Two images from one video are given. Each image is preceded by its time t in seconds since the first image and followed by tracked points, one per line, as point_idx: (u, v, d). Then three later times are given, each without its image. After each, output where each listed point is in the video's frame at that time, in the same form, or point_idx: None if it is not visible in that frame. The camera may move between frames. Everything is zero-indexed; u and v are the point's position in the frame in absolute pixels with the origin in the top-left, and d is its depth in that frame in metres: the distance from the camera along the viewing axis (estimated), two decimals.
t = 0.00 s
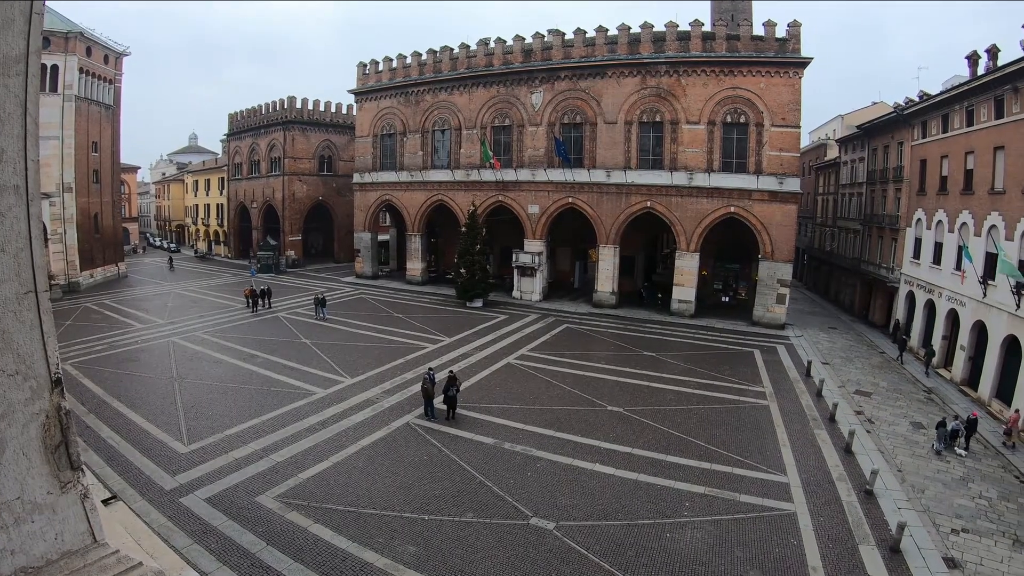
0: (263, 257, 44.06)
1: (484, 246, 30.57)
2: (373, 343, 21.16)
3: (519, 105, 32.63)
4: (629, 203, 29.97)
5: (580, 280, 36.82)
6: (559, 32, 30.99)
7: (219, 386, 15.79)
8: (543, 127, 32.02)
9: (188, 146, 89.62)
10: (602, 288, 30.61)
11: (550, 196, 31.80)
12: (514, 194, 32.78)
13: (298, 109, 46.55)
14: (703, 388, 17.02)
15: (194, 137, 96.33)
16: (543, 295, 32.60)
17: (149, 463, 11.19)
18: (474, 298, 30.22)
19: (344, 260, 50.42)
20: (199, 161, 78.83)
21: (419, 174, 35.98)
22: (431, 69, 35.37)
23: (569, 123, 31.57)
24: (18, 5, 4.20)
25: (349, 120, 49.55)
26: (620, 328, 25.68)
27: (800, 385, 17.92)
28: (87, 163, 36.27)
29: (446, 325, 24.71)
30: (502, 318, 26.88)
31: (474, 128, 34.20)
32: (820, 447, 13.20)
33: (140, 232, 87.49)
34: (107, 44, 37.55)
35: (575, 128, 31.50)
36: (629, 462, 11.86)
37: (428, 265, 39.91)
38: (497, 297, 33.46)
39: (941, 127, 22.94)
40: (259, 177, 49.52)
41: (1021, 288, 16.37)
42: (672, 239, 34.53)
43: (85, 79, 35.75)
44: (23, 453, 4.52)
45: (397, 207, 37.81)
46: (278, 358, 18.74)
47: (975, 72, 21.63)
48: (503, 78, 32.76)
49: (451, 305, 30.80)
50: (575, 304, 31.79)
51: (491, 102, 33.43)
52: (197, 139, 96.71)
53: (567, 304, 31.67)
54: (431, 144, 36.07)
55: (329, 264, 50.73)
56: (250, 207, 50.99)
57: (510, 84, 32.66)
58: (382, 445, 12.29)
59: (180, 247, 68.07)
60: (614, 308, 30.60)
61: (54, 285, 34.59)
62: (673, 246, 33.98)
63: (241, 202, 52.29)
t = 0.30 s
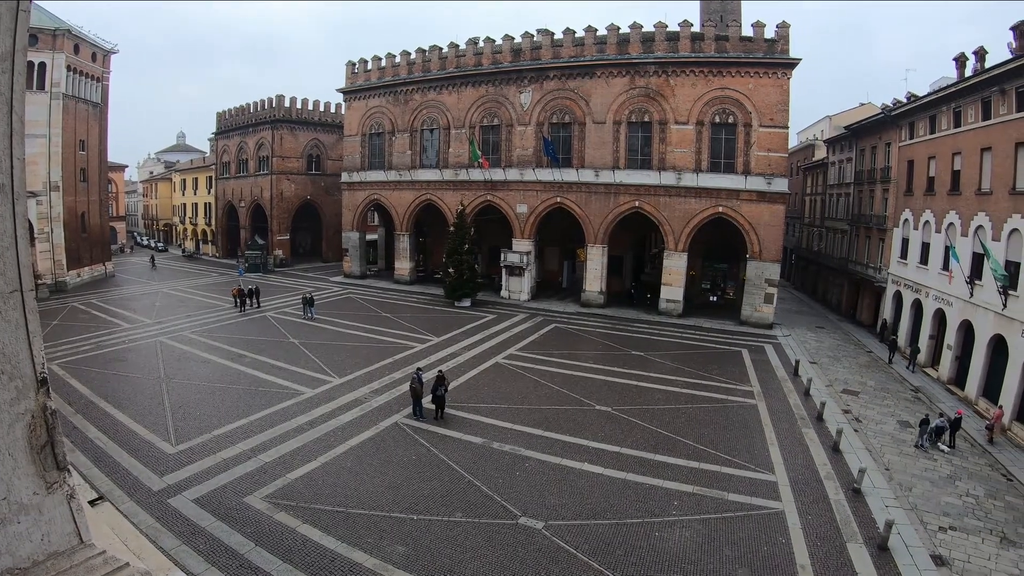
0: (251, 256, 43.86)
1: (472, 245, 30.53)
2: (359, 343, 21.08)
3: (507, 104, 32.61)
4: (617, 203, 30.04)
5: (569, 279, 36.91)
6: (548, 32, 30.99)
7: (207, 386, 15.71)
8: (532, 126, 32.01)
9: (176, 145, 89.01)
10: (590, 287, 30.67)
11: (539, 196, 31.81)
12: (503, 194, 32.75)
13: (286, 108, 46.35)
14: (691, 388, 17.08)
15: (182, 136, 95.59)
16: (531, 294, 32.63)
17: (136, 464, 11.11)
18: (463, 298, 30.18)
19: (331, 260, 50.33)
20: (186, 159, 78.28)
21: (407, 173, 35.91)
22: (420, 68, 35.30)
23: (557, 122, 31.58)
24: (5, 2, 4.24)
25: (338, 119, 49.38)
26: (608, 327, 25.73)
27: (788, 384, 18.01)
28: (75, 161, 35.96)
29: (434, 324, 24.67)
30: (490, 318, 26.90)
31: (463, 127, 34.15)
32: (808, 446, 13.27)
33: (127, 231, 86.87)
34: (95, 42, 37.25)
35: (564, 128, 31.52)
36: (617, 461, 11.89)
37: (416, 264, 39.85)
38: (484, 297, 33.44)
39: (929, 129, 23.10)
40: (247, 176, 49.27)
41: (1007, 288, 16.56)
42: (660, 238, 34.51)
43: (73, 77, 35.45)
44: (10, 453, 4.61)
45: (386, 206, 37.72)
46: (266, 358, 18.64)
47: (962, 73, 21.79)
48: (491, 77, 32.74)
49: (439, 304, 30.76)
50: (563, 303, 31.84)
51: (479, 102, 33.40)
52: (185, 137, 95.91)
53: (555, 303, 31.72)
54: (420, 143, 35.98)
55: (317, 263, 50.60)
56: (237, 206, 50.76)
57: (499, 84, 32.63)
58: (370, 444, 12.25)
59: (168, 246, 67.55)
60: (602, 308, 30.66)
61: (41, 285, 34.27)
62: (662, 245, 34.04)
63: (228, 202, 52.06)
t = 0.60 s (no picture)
0: (239, 255, 43.67)
1: (461, 244, 30.47)
2: (347, 343, 21.02)
3: (496, 103, 32.59)
4: (606, 202, 30.09)
5: (557, 279, 36.98)
6: (537, 31, 31.00)
7: (196, 386, 15.63)
8: (521, 126, 32.01)
9: (165, 143, 88.42)
10: (579, 286, 30.70)
11: (527, 195, 31.83)
12: (492, 193, 32.73)
13: (275, 106, 46.18)
14: (681, 386, 17.13)
15: (170, 135, 94.83)
16: (520, 293, 32.65)
17: (124, 464, 11.04)
18: (452, 297, 30.15)
19: (320, 259, 50.24)
20: (175, 157, 77.82)
21: (396, 172, 35.85)
22: (409, 67, 35.25)
23: (546, 122, 31.59)
24: None
25: (326, 118, 49.21)
26: (598, 326, 25.76)
27: (777, 383, 18.08)
28: (62, 160, 35.69)
29: (422, 324, 24.63)
30: (479, 316, 26.90)
31: (451, 126, 34.12)
32: (797, 444, 13.32)
33: (115, 231, 86.32)
34: (83, 39, 36.98)
35: (553, 127, 31.53)
36: (606, 460, 11.91)
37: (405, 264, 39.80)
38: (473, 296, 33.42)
39: (916, 129, 23.27)
40: (236, 175, 49.03)
41: (994, 288, 16.73)
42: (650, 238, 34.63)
43: (61, 75, 35.18)
44: None
45: (374, 205, 37.65)
46: (255, 358, 18.56)
47: (950, 75, 21.95)
48: (480, 76, 32.71)
49: (428, 303, 30.73)
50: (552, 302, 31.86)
51: (468, 101, 33.37)
52: (173, 135, 95.17)
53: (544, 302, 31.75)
54: (408, 142, 35.91)
55: (305, 262, 50.44)
56: (225, 205, 50.53)
57: (488, 83, 32.61)
58: (359, 444, 12.22)
59: (156, 246, 67.14)
60: (591, 307, 30.70)
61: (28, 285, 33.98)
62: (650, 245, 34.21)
63: (216, 201, 51.81)
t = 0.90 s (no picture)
0: (228, 256, 43.55)
1: (451, 244, 30.43)
2: (336, 343, 20.97)
3: (486, 104, 32.58)
4: (596, 202, 30.12)
5: (547, 279, 37.04)
6: (527, 31, 30.99)
7: (186, 387, 15.56)
8: (510, 126, 32.00)
9: (154, 143, 87.92)
10: (569, 286, 30.72)
11: (517, 195, 31.83)
12: (482, 193, 32.70)
13: (264, 106, 45.99)
14: (671, 386, 17.17)
15: (159, 135, 94.34)
16: (510, 293, 32.66)
17: (113, 467, 10.97)
18: (442, 297, 30.12)
19: (310, 259, 50.09)
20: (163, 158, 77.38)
21: (386, 172, 35.78)
22: (399, 67, 35.18)
23: (536, 122, 31.59)
24: None
25: (316, 118, 49.03)
26: (588, 326, 25.79)
27: (767, 382, 18.15)
28: (51, 160, 35.43)
29: (412, 324, 24.60)
30: (468, 317, 26.88)
31: (441, 126, 34.06)
32: (787, 443, 13.37)
33: (104, 231, 85.80)
34: (71, 39, 36.70)
35: (543, 127, 31.53)
36: (597, 459, 11.93)
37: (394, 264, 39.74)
38: (463, 296, 33.39)
39: (905, 129, 23.43)
40: (225, 175, 48.81)
41: (982, 286, 16.86)
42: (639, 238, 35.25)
43: (49, 74, 34.92)
44: None
45: (364, 206, 37.57)
46: (245, 359, 18.48)
47: (939, 75, 22.09)
48: (470, 77, 32.69)
49: (418, 304, 30.69)
50: (542, 302, 31.86)
51: (458, 101, 33.33)
52: (161, 136, 94.56)
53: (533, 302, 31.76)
54: (398, 142, 35.83)
55: (295, 263, 50.25)
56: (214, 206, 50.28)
57: (478, 83, 32.58)
58: (349, 445, 12.20)
59: (145, 246, 66.73)
60: (581, 307, 30.74)
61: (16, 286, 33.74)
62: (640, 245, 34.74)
63: (205, 201, 51.57)
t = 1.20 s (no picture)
0: (217, 259, 43.38)
1: (441, 247, 30.39)
2: (326, 346, 20.92)
3: (475, 106, 32.58)
4: (585, 204, 30.16)
5: (537, 281, 37.07)
6: (516, 33, 31.01)
7: (175, 391, 15.48)
8: (500, 128, 31.99)
9: (143, 146, 87.43)
10: (559, 288, 30.72)
11: (507, 197, 31.82)
12: (471, 196, 32.68)
13: (253, 109, 45.84)
14: (662, 387, 17.21)
15: (148, 138, 93.96)
16: (500, 296, 32.64)
17: (102, 472, 10.88)
18: (432, 299, 30.07)
19: (299, 262, 49.92)
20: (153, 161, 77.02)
21: (375, 175, 35.73)
22: (389, 69, 35.15)
23: (525, 124, 31.60)
24: None
25: (306, 120, 48.90)
26: (577, 328, 25.81)
27: (757, 382, 18.21)
28: (39, 163, 35.18)
29: (401, 327, 24.55)
30: (458, 319, 26.86)
31: (431, 128, 34.03)
32: (778, 443, 13.43)
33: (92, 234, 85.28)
34: (60, 41, 36.46)
35: (532, 129, 31.54)
36: (587, 461, 11.94)
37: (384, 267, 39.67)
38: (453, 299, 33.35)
39: (893, 130, 23.60)
40: (214, 178, 48.60)
41: (971, 286, 16.99)
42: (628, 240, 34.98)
43: (38, 76, 34.67)
44: None
45: (353, 208, 37.48)
46: (236, 363, 18.40)
47: (927, 77, 22.25)
48: (459, 79, 32.67)
49: (408, 306, 30.63)
50: (532, 304, 31.86)
51: (448, 103, 33.30)
52: (150, 138, 94.12)
53: (523, 304, 31.75)
54: (388, 144, 35.79)
55: (284, 266, 50.07)
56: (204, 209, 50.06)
57: (467, 86, 32.57)
58: (339, 449, 12.15)
59: (134, 250, 66.34)
60: (571, 309, 30.76)
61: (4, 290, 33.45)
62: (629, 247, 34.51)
63: (195, 204, 51.34)
